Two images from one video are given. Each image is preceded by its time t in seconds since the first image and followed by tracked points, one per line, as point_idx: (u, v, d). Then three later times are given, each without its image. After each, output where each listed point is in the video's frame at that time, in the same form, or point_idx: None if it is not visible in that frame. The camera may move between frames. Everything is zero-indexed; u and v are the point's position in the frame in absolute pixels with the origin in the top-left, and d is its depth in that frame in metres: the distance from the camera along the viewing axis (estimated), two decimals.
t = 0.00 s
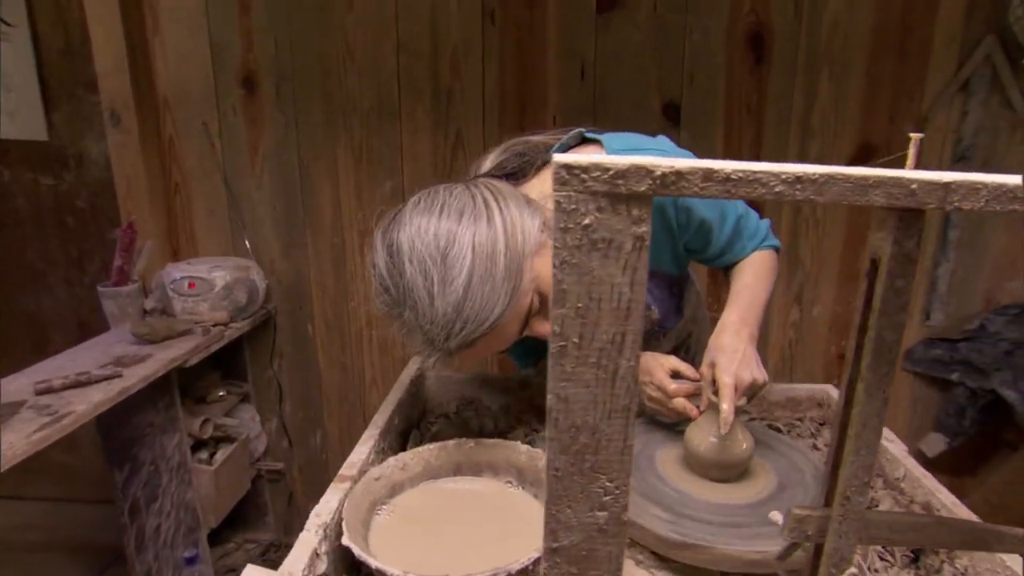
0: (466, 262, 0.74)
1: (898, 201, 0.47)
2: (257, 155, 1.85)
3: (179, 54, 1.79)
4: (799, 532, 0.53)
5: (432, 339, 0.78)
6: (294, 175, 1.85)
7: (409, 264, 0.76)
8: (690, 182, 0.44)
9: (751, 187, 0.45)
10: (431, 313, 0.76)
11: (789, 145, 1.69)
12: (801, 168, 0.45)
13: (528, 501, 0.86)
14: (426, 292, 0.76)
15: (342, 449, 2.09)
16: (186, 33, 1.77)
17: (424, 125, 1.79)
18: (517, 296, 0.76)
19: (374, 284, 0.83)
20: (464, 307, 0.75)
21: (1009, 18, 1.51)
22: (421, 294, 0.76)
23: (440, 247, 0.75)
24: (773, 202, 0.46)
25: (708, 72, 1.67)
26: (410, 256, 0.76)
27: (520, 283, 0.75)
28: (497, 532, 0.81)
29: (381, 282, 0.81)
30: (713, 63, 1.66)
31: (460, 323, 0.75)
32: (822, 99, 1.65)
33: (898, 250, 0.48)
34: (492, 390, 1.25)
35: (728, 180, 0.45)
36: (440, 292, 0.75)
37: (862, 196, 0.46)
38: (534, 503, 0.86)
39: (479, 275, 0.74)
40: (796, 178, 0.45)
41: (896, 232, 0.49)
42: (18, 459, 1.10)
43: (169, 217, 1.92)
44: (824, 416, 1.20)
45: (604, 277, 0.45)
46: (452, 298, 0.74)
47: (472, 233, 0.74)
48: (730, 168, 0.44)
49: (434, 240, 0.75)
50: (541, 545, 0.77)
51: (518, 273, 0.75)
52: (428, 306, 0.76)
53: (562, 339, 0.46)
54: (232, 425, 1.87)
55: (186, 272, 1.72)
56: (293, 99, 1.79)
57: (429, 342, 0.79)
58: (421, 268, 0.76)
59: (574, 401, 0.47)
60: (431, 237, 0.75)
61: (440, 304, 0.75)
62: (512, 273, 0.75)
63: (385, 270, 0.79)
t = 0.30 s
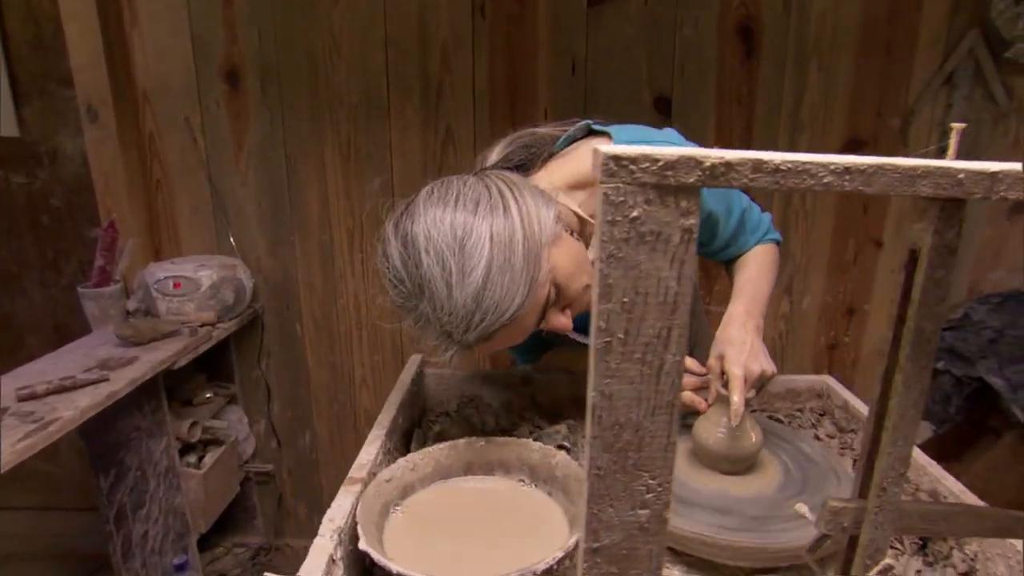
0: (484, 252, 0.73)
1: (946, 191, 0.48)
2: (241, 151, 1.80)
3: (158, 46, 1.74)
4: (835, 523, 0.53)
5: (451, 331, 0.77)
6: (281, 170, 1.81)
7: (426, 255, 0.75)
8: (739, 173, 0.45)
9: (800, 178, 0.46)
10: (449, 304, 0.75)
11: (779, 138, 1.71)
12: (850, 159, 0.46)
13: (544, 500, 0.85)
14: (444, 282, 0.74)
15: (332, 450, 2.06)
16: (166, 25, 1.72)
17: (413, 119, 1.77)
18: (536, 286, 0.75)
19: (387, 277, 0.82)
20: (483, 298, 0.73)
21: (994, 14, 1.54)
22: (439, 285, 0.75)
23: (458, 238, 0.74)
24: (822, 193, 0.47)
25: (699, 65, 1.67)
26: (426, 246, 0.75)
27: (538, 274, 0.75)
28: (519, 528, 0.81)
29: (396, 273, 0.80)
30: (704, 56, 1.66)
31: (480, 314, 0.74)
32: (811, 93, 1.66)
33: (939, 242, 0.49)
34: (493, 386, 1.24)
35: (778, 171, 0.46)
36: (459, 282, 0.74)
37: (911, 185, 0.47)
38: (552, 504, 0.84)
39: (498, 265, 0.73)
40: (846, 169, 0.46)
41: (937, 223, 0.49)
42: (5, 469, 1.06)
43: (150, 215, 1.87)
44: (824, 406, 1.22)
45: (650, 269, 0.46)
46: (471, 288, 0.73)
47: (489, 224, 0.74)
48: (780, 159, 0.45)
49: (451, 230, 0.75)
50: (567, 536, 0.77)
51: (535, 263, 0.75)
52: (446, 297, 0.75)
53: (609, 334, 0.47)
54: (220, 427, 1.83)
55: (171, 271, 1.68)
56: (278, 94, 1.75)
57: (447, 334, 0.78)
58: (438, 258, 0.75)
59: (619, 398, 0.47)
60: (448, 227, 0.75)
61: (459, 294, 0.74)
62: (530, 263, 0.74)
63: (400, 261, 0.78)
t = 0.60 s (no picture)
0: (516, 245, 0.72)
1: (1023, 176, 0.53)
2: (245, 140, 1.77)
3: (158, 32, 1.70)
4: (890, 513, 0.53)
5: (482, 325, 0.77)
6: (285, 159, 1.78)
7: (457, 247, 0.74)
8: (815, 159, 0.48)
9: (878, 163, 0.48)
10: (481, 298, 0.74)
11: (789, 128, 1.69)
12: (927, 145, 0.49)
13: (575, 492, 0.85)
14: (476, 276, 0.74)
15: (337, 442, 2.05)
16: (166, 10, 1.68)
17: (420, 107, 1.74)
18: (568, 279, 0.74)
19: (416, 269, 0.82)
20: (516, 291, 0.73)
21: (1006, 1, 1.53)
22: (470, 278, 0.74)
23: (490, 230, 0.73)
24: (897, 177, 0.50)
25: (710, 53, 1.65)
26: (457, 239, 0.74)
27: (570, 267, 0.74)
28: (552, 519, 0.80)
29: (425, 266, 0.79)
30: (715, 44, 1.64)
31: (513, 308, 0.74)
32: (823, 82, 1.65)
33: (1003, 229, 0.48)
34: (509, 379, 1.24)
35: (855, 156, 0.48)
36: (490, 275, 0.73)
37: (991, 170, 0.51)
38: (583, 496, 0.83)
39: (531, 258, 0.72)
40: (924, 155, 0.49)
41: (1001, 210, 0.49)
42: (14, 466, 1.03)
43: (150, 205, 1.84)
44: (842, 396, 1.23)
45: (721, 256, 0.49)
46: (504, 282, 0.72)
47: (521, 215, 0.73)
48: (857, 145, 0.48)
49: (482, 222, 0.74)
50: (603, 525, 0.77)
51: (567, 256, 0.74)
52: (477, 291, 0.74)
53: (677, 325, 0.50)
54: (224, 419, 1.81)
55: (174, 262, 1.65)
56: (282, 81, 1.72)
57: (478, 328, 0.78)
58: (469, 251, 0.74)
59: (686, 389, 0.51)
60: (479, 219, 0.74)
61: (491, 288, 0.73)
62: (562, 256, 0.74)
63: (430, 254, 0.77)
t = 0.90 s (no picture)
0: (533, 235, 0.74)
1: None
2: (229, 137, 1.73)
3: (137, 25, 1.64)
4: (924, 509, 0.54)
5: (498, 317, 0.77)
6: (271, 157, 1.74)
7: (473, 238, 0.75)
8: (866, 155, 0.48)
9: (926, 160, 0.49)
10: (498, 288, 0.74)
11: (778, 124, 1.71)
12: (976, 143, 0.50)
13: (588, 492, 0.85)
14: (492, 266, 0.74)
15: (326, 444, 2.02)
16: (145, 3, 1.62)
17: (410, 103, 1.72)
18: (584, 270, 0.76)
19: (426, 262, 0.82)
20: (534, 281, 0.74)
21: None
22: (487, 268, 0.74)
23: (507, 220, 0.74)
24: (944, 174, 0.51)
25: (700, 50, 1.66)
26: (473, 229, 0.75)
27: (586, 258, 0.76)
28: (568, 521, 0.80)
29: (438, 258, 0.79)
30: (706, 40, 1.65)
31: (531, 299, 0.74)
32: (811, 79, 1.67)
33: None
34: (510, 378, 1.23)
35: (904, 152, 0.49)
36: (508, 265, 0.74)
37: None
38: (596, 496, 0.84)
39: (549, 249, 0.74)
40: (973, 151, 0.50)
41: None
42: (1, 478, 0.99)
43: (131, 204, 1.78)
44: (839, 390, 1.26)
45: (770, 255, 0.49)
46: (523, 272, 0.73)
47: (538, 206, 0.75)
48: (907, 141, 0.48)
49: (498, 213, 0.75)
50: (621, 526, 0.77)
51: (583, 247, 0.76)
52: (495, 281, 0.74)
53: (726, 325, 0.50)
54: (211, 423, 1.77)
55: (157, 263, 1.60)
56: (267, 76, 1.68)
57: (493, 320, 0.78)
58: (485, 241, 0.74)
59: (733, 389, 0.51)
60: (495, 210, 0.75)
61: (508, 278, 0.74)
62: (578, 246, 0.75)
63: (443, 245, 0.77)
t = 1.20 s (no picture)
0: (551, 224, 0.75)
1: None
2: (220, 136, 1.70)
3: (125, 23, 1.61)
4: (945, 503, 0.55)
5: (516, 305, 0.77)
6: (264, 156, 1.72)
7: (492, 225, 0.75)
8: (897, 153, 0.48)
9: (955, 158, 0.50)
10: (517, 276, 0.75)
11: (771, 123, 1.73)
12: (1005, 141, 0.51)
13: (598, 491, 0.86)
14: (511, 254, 0.75)
15: (320, 446, 2.00)
16: None
17: (404, 102, 1.70)
18: (600, 259, 0.77)
19: (440, 252, 0.82)
20: (553, 268, 0.75)
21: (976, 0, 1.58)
22: (506, 256, 0.75)
23: (525, 208, 0.75)
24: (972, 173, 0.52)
25: (694, 48, 1.66)
26: (491, 217, 0.75)
27: (602, 247, 0.78)
28: (580, 519, 0.80)
29: (453, 247, 0.79)
30: (699, 39, 1.66)
31: (550, 286, 0.75)
32: (803, 77, 1.68)
33: None
34: (512, 377, 1.23)
35: (934, 151, 0.49)
36: (527, 253, 0.74)
37: None
38: (607, 495, 0.84)
39: (567, 237, 0.75)
40: (1001, 150, 0.51)
41: None
42: None
43: (120, 205, 1.75)
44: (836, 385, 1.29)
45: (801, 253, 0.49)
46: (542, 259, 0.74)
47: (556, 195, 0.76)
48: (938, 140, 0.49)
49: (516, 201, 0.76)
50: (633, 523, 0.78)
51: (599, 236, 0.77)
52: (514, 269, 0.75)
53: (757, 323, 0.50)
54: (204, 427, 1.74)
55: (148, 265, 1.58)
56: (259, 74, 1.66)
57: (510, 308, 0.79)
58: (504, 229, 0.75)
59: (764, 386, 0.51)
60: (512, 199, 0.76)
61: (528, 266, 0.74)
62: (594, 235, 0.77)
63: (461, 233, 0.78)
